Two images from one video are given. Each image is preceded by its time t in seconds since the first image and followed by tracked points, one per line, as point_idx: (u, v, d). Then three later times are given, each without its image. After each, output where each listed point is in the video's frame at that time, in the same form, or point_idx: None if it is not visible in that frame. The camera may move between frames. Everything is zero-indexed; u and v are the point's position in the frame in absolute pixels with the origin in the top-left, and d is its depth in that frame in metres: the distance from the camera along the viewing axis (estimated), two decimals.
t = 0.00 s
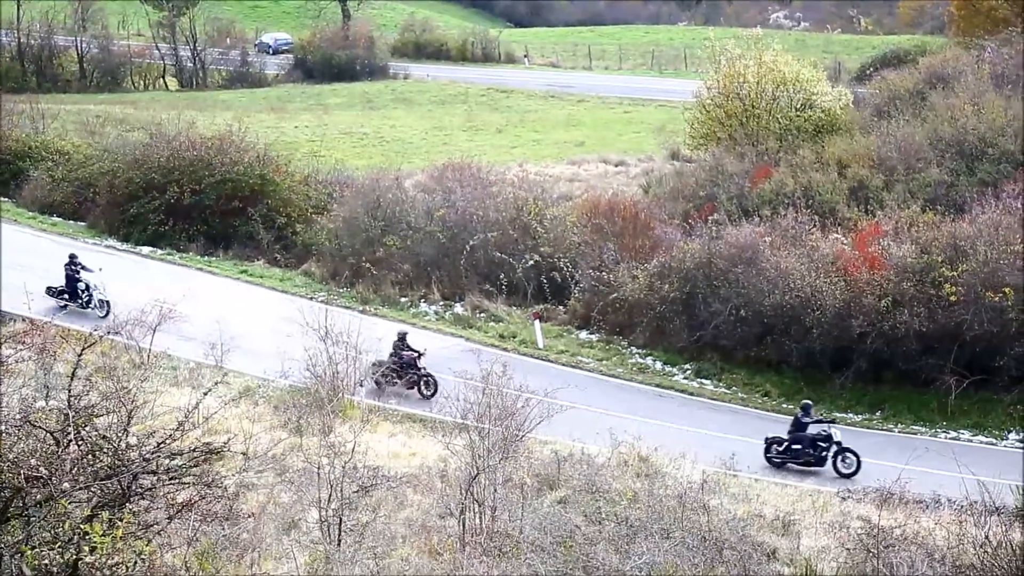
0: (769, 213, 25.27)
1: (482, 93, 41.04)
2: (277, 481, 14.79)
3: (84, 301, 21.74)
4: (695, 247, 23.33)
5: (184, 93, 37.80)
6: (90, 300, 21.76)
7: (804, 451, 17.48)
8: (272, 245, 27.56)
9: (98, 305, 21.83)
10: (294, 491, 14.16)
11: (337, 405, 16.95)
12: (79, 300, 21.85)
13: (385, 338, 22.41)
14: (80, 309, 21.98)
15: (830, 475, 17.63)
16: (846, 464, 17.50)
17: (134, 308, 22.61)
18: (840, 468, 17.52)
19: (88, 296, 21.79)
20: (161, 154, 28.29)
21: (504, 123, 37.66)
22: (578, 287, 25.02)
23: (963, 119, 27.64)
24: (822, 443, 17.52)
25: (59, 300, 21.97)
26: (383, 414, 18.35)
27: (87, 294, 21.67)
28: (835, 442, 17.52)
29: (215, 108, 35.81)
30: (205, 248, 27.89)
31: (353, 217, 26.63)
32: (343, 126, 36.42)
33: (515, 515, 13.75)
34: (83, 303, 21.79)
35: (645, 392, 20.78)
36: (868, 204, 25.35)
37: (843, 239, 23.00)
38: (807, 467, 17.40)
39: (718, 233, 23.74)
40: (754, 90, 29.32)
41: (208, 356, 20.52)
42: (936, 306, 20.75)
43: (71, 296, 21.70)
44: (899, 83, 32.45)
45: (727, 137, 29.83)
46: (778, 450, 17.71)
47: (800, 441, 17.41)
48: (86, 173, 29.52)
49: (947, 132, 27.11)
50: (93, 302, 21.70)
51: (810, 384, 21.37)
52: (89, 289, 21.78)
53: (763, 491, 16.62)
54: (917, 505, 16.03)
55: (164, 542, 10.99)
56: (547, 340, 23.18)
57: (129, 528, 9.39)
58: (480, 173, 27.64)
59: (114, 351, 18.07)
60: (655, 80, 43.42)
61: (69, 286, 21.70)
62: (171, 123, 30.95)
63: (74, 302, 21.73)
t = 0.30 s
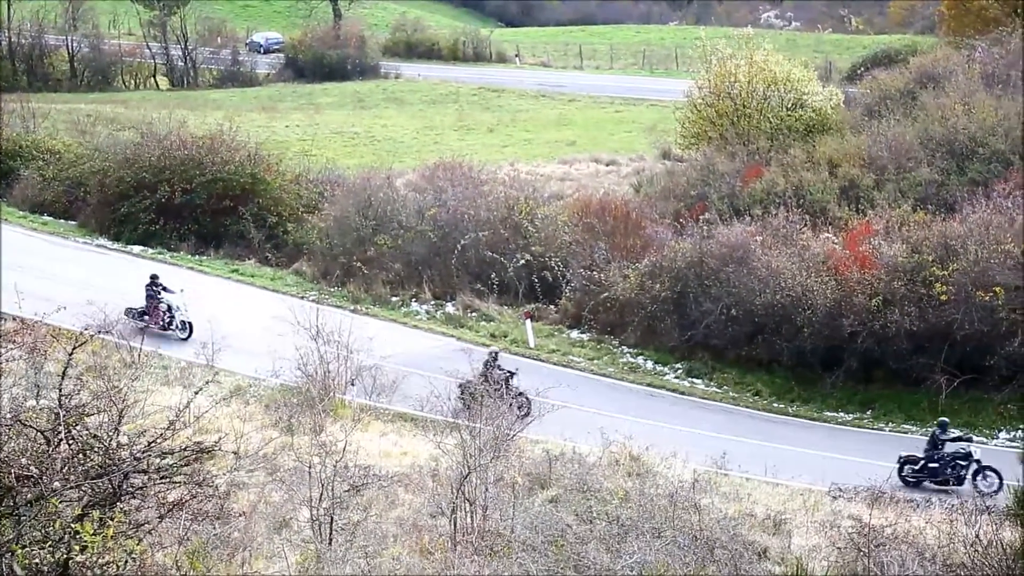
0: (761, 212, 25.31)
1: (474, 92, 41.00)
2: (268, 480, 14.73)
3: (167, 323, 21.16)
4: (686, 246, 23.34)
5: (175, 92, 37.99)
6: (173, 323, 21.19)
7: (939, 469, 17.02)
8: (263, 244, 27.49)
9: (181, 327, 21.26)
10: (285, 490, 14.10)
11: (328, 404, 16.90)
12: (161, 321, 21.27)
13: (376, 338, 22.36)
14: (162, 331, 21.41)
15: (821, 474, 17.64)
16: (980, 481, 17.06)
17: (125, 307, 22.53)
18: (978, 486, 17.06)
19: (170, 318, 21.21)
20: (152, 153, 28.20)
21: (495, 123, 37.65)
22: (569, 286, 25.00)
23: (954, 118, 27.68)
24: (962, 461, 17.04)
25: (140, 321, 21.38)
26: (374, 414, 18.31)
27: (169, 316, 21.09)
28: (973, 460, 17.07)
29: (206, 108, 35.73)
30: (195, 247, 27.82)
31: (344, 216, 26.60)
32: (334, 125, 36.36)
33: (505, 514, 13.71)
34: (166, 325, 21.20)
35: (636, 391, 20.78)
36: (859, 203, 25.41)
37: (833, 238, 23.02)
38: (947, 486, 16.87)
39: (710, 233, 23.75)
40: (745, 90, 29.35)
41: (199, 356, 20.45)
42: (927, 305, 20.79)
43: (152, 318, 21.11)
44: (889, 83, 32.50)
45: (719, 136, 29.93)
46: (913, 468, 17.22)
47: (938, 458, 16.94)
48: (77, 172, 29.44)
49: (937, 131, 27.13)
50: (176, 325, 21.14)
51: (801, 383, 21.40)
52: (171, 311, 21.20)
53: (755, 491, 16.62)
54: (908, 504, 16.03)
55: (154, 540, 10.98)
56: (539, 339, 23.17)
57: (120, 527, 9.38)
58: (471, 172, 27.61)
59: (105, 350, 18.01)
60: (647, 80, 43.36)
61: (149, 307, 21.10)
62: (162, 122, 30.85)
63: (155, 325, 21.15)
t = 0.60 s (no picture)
0: (739, 211, 25.39)
1: (453, 92, 40.90)
2: (245, 482, 14.62)
3: (253, 350, 20.31)
4: (664, 246, 23.36)
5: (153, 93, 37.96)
6: (260, 350, 20.32)
7: None
8: (241, 246, 27.36)
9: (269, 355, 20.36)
10: (263, 492, 14.01)
11: (306, 405, 16.79)
12: (248, 348, 20.42)
13: (355, 339, 22.27)
14: (250, 359, 20.53)
15: (799, 473, 17.68)
16: None
17: (103, 308, 22.36)
18: None
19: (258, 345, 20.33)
20: (129, 154, 28.01)
21: (475, 123, 37.62)
22: (548, 286, 24.99)
23: (931, 118, 27.83)
24: None
25: (226, 348, 20.58)
26: (353, 415, 18.22)
27: (254, 342, 20.26)
28: None
29: (184, 109, 35.59)
30: (173, 248, 27.69)
31: (323, 216, 26.49)
32: (313, 126, 36.26)
33: (485, 515, 13.62)
34: (252, 352, 20.30)
35: (615, 392, 20.76)
36: (837, 203, 25.52)
37: (811, 238, 23.09)
38: None
39: (688, 233, 23.77)
40: (723, 89, 29.48)
41: (177, 357, 20.31)
42: (904, 304, 20.88)
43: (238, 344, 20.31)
44: (866, 83, 32.64)
45: (697, 136, 29.93)
46: None
47: None
48: (54, 173, 29.28)
49: (914, 131, 27.27)
50: (262, 352, 20.27)
51: (779, 383, 21.46)
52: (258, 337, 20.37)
53: (734, 490, 16.64)
54: (886, 503, 16.05)
55: (131, 543, 10.83)
56: (518, 339, 23.16)
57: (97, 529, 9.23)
58: (450, 172, 27.54)
59: (82, 351, 17.86)
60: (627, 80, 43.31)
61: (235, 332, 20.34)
62: (140, 123, 30.65)
63: (242, 351, 20.35)
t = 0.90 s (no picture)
0: (732, 222, 25.45)
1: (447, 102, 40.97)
2: (239, 493, 14.59)
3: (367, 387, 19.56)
4: (658, 256, 23.38)
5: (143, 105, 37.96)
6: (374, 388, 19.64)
7: None
8: (234, 256, 27.42)
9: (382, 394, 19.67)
10: (256, 502, 13.99)
11: (300, 416, 16.77)
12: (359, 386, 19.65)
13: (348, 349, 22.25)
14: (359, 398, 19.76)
15: (793, 484, 17.65)
16: None
17: (96, 318, 22.32)
18: None
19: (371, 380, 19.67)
20: (122, 164, 28.03)
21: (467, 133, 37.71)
22: (541, 297, 25.02)
23: (924, 128, 27.90)
24: None
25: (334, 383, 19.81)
26: (346, 425, 18.20)
27: (369, 378, 19.54)
28: None
29: (176, 118, 36.70)
30: (166, 259, 27.76)
31: (316, 227, 26.49)
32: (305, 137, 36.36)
33: (478, 525, 13.59)
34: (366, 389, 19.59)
35: (608, 402, 20.76)
36: (830, 213, 25.60)
37: (804, 248, 23.13)
38: None
39: (682, 243, 23.79)
40: (716, 100, 29.68)
41: (170, 367, 20.27)
42: (897, 314, 20.90)
43: (350, 381, 19.51)
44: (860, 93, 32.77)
45: (689, 147, 29.78)
46: None
47: None
48: (47, 183, 29.32)
49: (907, 141, 27.35)
50: (376, 389, 19.56)
51: (773, 394, 21.47)
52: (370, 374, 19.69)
53: (727, 501, 16.62)
54: (880, 514, 16.02)
55: (123, 554, 10.78)
56: (511, 350, 23.17)
57: (90, 540, 9.17)
58: (443, 182, 27.55)
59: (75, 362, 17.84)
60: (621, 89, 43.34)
61: (347, 369, 19.54)
62: (133, 133, 30.72)
63: (355, 388, 19.59)
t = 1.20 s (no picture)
0: (725, 235, 25.50)
1: (439, 115, 41.04)
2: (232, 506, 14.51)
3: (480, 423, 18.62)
4: (652, 269, 23.41)
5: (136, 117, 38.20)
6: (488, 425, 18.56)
7: None
8: (228, 269, 27.47)
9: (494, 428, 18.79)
10: (249, 516, 13.93)
11: (293, 429, 16.74)
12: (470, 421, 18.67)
13: (342, 362, 22.21)
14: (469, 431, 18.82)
15: (787, 498, 17.63)
16: None
17: (89, 331, 22.24)
18: None
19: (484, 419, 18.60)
20: (116, 177, 27.98)
21: (461, 146, 37.78)
22: (535, 310, 25.04)
23: (917, 141, 28.03)
24: None
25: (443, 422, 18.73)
26: (340, 439, 18.17)
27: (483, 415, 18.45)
28: None
29: (171, 133, 35.77)
30: (161, 272, 27.71)
31: (310, 240, 26.44)
32: (299, 149, 36.39)
33: (472, 539, 13.58)
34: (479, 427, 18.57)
35: (602, 415, 20.75)
36: (823, 226, 25.67)
37: (798, 262, 23.17)
38: None
39: (676, 256, 23.82)
40: (710, 113, 29.69)
41: (163, 381, 20.19)
42: (891, 327, 20.92)
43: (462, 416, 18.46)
44: (853, 106, 32.95)
45: (683, 160, 30.08)
46: None
47: None
48: (41, 196, 29.30)
49: (900, 154, 27.48)
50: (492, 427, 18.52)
51: (766, 407, 21.48)
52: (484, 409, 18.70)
53: (721, 514, 16.60)
54: (874, 527, 16.00)
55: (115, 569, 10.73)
56: (505, 363, 23.16)
57: (83, 554, 9.11)
58: (437, 195, 27.58)
59: (68, 376, 17.77)
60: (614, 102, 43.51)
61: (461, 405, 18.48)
62: (126, 147, 30.72)
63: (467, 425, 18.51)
